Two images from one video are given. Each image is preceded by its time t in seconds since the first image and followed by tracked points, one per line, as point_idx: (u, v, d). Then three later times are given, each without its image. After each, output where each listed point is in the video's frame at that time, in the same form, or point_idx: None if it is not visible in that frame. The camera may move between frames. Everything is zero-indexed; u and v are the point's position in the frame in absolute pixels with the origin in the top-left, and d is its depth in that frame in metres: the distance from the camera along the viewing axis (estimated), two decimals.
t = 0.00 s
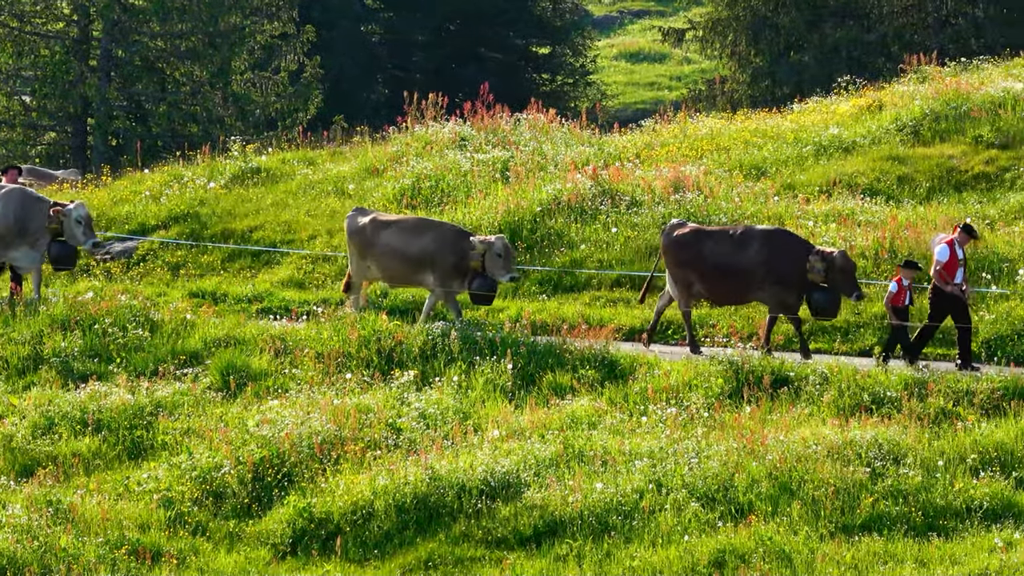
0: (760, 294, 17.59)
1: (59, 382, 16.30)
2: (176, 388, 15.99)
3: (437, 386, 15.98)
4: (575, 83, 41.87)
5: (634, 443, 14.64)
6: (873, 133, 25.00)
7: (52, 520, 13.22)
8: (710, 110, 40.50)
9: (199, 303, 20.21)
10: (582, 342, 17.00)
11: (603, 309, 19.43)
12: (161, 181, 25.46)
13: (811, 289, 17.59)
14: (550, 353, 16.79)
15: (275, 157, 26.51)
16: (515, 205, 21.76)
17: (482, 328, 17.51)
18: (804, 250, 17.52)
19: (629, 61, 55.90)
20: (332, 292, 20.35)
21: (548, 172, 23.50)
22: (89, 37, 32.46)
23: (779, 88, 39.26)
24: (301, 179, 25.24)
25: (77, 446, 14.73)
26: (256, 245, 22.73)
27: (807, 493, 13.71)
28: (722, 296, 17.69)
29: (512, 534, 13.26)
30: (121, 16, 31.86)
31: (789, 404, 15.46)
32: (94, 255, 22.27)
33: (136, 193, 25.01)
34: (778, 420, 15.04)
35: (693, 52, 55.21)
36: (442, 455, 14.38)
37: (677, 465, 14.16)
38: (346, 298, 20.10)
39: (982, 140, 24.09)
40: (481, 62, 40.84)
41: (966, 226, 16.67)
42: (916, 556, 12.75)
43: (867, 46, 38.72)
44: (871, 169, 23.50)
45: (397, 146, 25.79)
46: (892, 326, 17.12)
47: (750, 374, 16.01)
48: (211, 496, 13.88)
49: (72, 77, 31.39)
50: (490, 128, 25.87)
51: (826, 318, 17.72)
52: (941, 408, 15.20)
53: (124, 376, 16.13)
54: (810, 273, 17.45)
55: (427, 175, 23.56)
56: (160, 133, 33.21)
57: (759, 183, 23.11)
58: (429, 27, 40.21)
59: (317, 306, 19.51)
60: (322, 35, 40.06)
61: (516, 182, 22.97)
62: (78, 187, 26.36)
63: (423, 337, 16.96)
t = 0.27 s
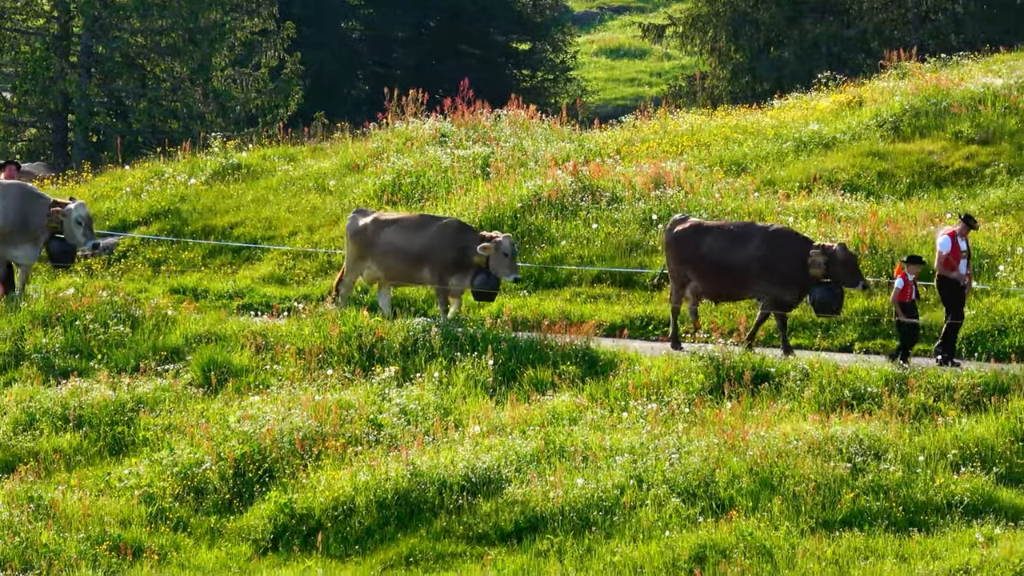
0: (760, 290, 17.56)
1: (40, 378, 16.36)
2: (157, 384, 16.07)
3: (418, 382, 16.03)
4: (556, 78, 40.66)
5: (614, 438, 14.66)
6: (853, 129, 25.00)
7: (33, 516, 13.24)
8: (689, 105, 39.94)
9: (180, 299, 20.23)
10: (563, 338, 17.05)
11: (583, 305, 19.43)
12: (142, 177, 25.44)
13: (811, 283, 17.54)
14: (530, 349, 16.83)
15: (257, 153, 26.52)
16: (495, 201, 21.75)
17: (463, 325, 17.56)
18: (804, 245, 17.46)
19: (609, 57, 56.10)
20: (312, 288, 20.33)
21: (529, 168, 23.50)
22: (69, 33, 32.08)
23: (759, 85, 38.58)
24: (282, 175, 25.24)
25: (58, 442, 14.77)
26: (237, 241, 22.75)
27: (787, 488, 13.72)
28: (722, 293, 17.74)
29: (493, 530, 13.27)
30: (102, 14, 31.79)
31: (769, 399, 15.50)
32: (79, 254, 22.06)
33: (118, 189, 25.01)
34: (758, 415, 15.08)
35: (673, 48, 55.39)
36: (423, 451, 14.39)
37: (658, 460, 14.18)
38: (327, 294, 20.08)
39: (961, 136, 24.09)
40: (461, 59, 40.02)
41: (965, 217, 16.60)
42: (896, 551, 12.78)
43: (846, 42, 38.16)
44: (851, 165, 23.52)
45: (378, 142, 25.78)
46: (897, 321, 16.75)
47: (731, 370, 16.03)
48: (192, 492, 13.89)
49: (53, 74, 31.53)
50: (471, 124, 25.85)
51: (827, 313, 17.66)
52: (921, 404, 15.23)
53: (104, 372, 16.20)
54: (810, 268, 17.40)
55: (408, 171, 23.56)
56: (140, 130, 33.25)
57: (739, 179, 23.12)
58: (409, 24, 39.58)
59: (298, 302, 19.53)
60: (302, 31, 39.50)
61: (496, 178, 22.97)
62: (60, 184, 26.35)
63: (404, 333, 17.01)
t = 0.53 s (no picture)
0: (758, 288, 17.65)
1: (33, 373, 16.68)
2: (148, 377, 16.39)
3: (403, 376, 16.38)
4: (537, 79, 41.85)
5: (595, 432, 14.97)
6: (830, 129, 25.31)
7: (26, 507, 13.54)
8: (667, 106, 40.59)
9: (169, 295, 20.52)
10: (545, 333, 17.37)
11: (565, 301, 19.71)
12: (132, 175, 25.69)
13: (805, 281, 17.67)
14: (512, 344, 17.14)
15: (244, 152, 26.79)
16: (478, 199, 22.02)
17: (448, 320, 17.88)
18: (804, 245, 17.56)
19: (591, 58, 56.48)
20: (299, 285, 20.58)
21: (512, 166, 23.78)
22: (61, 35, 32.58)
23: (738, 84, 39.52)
24: (269, 173, 25.51)
25: (50, 435, 15.08)
26: (226, 239, 23.03)
27: (764, 481, 14.03)
28: (722, 291, 17.80)
29: (476, 521, 13.58)
30: (94, 14, 32.00)
31: (747, 393, 15.84)
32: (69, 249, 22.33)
33: (108, 187, 25.25)
34: (736, 409, 15.41)
35: (654, 49, 55.84)
36: (408, 444, 14.69)
37: (638, 453, 14.48)
38: (313, 290, 20.33)
39: (936, 135, 24.39)
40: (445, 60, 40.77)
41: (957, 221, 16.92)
42: (871, 542, 13.09)
43: (823, 44, 39.02)
44: (827, 164, 23.85)
45: (363, 141, 26.04)
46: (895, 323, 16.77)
47: (710, 364, 16.35)
48: (182, 484, 14.19)
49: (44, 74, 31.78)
50: (455, 124, 26.14)
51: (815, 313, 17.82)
52: (896, 398, 15.56)
53: (96, 367, 16.52)
54: (807, 267, 17.55)
55: (393, 170, 23.86)
56: (131, 129, 33.51)
57: (717, 178, 23.42)
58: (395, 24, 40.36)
59: (286, 298, 19.81)
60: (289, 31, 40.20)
61: (480, 177, 23.25)
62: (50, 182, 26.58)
63: (389, 328, 17.33)
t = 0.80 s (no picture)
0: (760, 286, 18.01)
1: (29, 367, 16.98)
2: (142, 372, 16.69)
3: (392, 370, 16.73)
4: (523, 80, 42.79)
5: (580, 425, 15.27)
6: (811, 128, 25.59)
7: (22, 499, 13.80)
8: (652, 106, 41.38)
9: (163, 291, 20.82)
10: (530, 328, 17.73)
11: (552, 297, 20.00)
12: (126, 174, 25.93)
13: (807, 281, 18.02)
14: (499, 339, 17.46)
15: (236, 151, 27.07)
16: (466, 197, 22.30)
17: (436, 316, 18.22)
18: (805, 245, 17.89)
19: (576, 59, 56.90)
20: (290, 281, 20.83)
21: (499, 165, 24.06)
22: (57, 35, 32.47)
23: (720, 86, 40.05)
24: (261, 172, 25.78)
25: (46, 428, 15.36)
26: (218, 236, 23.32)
27: (746, 473, 14.32)
28: (724, 288, 18.16)
29: (463, 513, 13.86)
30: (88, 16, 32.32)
31: (729, 387, 16.17)
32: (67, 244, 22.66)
33: (102, 186, 25.49)
34: (719, 402, 15.73)
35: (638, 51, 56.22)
36: (397, 437, 14.98)
37: (622, 446, 14.77)
38: (303, 286, 20.58)
39: (914, 135, 24.69)
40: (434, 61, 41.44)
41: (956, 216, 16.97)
42: (851, 533, 13.39)
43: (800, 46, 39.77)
44: (807, 163, 24.14)
45: (353, 140, 26.30)
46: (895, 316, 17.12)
47: (692, 359, 16.66)
48: (175, 477, 14.47)
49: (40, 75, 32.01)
50: (443, 123, 26.42)
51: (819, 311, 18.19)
52: (875, 392, 15.87)
53: (91, 361, 16.81)
54: (808, 267, 17.90)
55: (383, 169, 24.16)
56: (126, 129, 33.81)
57: (700, 176, 23.70)
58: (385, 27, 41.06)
59: (277, 294, 20.11)
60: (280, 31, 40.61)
61: (467, 176, 23.53)
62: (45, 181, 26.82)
63: (379, 323, 17.69)
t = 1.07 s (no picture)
0: (763, 285, 18.23)
1: (26, 363, 17.32)
2: (136, 367, 17.04)
3: (382, 366, 17.11)
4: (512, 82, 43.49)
5: (565, 420, 15.61)
6: (791, 130, 25.91)
7: (19, 492, 14.13)
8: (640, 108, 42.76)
9: (158, 288, 21.15)
10: (516, 325, 18.08)
11: (539, 295, 20.34)
12: (122, 174, 26.25)
13: (811, 280, 18.24)
14: (485, 336, 17.83)
15: (229, 151, 27.40)
16: (454, 197, 22.62)
17: (425, 313, 18.58)
18: (808, 245, 18.11)
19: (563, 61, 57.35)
20: (281, 279, 21.14)
21: (486, 166, 24.39)
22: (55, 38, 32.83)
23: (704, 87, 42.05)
24: (253, 172, 26.10)
25: (43, 422, 15.70)
26: (212, 235, 23.66)
27: (728, 467, 14.66)
28: (728, 288, 18.38)
29: (451, 505, 14.19)
30: (84, 19, 32.82)
31: (711, 384, 16.54)
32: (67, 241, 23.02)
33: (98, 185, 25.79)
34: (701, 398, 16.08)
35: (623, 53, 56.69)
36: (386, 431, 15.33)
37: (606, 441, 15.11)
38: (295, 284, 20.88)
39: (892, 136, 25.02)
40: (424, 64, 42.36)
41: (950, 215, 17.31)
42: (829, 526, 13.73)
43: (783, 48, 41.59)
44: (786, 164, 24.46)
45: (344, 141, 26.61)
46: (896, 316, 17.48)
47: (675, 355, 17.05)
48: (169, 469, 14.82)
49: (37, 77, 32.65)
50: (431, 125, 26.75)
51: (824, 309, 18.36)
52: (854, 387, 16.23)
53: (86, 358, 17.15)
54: (812, 266, 18.15)
55: (373, 169, 24.50)
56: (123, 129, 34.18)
57: (683, 177, 24.03)
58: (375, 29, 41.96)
59: (269, 292, 20.43)
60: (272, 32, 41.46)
61: (455, 176, 23.86)
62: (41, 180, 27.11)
63: (368, 320, 18.07)
